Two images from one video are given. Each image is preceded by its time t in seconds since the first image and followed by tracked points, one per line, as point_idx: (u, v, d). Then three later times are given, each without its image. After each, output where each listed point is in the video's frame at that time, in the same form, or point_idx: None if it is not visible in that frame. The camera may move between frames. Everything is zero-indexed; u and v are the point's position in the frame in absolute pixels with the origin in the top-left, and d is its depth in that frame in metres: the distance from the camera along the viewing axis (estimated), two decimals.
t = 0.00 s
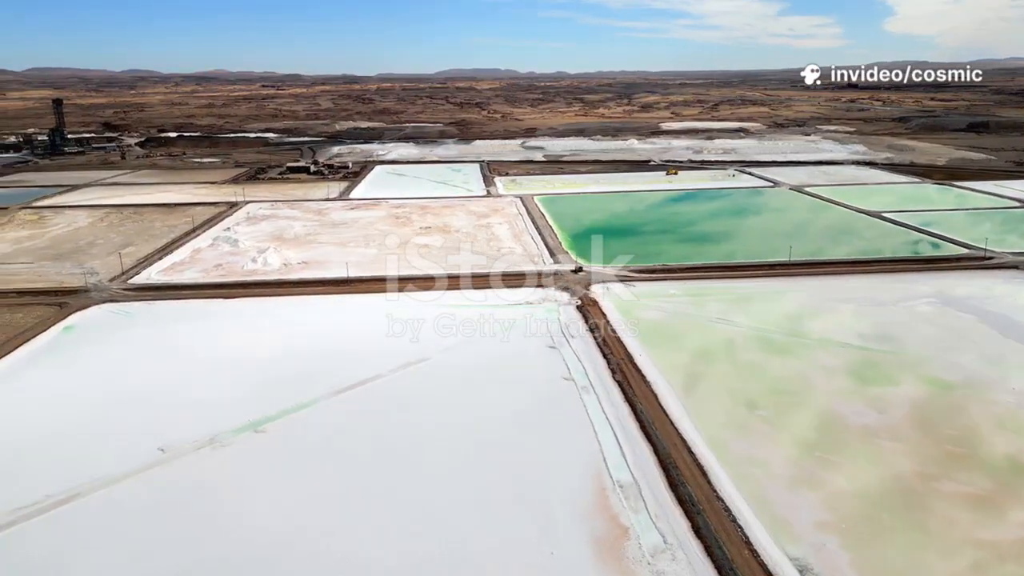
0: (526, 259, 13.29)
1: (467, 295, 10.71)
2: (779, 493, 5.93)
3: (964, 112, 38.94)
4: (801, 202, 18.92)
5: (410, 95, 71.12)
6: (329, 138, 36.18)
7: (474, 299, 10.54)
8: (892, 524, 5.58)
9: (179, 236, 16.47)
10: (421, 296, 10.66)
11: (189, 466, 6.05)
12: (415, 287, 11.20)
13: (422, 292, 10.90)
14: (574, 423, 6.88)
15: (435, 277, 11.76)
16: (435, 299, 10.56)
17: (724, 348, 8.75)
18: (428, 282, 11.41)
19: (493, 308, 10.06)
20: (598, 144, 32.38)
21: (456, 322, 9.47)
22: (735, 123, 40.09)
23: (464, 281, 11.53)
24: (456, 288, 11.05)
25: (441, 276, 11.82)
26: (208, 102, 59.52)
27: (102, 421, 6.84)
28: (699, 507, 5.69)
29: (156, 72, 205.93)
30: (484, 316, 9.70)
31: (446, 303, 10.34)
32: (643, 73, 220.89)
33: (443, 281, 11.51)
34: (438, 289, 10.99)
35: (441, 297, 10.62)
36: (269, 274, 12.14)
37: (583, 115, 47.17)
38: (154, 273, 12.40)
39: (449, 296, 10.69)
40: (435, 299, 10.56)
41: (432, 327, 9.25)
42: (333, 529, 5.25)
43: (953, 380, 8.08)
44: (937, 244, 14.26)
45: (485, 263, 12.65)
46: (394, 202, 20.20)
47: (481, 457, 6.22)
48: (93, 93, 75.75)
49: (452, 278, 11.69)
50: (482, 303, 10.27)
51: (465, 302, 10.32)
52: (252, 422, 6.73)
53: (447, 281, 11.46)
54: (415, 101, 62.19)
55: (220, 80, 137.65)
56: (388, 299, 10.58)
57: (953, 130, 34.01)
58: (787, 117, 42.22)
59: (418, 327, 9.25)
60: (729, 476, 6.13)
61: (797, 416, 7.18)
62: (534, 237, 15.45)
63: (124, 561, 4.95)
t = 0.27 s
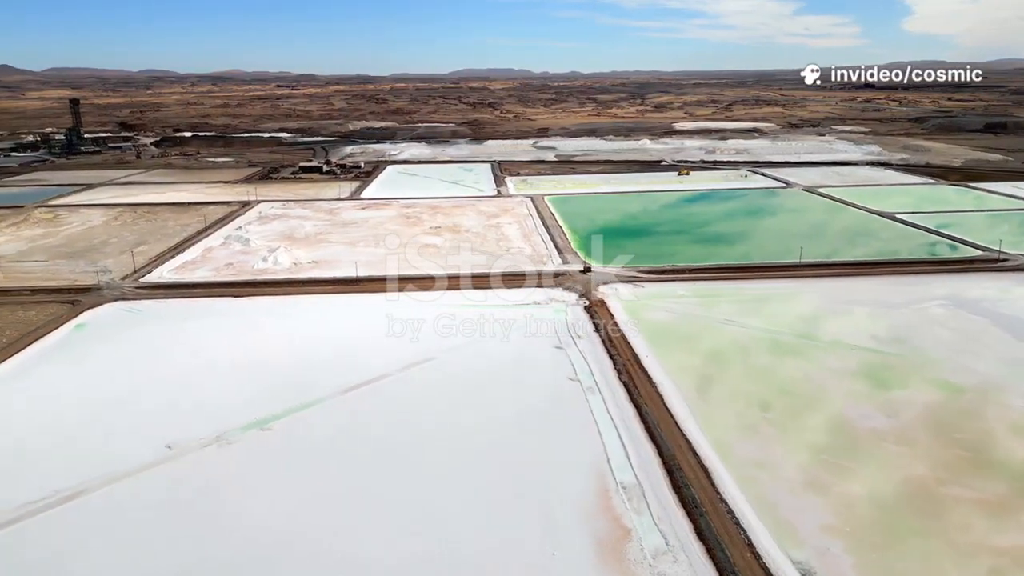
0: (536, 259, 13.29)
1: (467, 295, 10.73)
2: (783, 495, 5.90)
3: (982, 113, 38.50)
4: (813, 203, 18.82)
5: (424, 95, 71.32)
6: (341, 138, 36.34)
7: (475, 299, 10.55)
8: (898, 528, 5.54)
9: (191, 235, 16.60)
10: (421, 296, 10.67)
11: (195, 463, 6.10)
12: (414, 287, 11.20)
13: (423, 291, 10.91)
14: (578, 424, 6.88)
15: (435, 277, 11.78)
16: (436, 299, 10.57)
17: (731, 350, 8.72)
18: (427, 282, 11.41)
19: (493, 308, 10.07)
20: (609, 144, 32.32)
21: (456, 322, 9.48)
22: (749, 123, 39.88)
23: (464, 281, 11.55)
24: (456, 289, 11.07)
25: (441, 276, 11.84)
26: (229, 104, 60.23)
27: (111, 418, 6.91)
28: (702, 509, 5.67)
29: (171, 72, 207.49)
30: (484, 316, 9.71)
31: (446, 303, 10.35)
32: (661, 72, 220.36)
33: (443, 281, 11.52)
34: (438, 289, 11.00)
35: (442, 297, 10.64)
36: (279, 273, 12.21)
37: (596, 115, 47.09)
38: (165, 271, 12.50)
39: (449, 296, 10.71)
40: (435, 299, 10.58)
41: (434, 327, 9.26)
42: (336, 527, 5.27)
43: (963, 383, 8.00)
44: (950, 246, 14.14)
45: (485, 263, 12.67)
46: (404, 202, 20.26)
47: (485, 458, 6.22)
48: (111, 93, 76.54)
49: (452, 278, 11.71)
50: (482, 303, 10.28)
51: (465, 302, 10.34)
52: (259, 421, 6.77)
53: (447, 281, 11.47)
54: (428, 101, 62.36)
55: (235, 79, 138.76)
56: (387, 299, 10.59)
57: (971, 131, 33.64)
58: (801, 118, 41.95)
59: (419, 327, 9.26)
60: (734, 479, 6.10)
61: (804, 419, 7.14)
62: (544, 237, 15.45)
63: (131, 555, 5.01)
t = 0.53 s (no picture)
0: (544, 259, 13.28)
1: (467, 295, 10.73)
2: (787, 497, 5.86)
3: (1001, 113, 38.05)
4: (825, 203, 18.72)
5: (437, 95, 71.44)
6: (354, 138, 36.49)
7: (475, 298, 10.54)
8: (903, 532, 5.48)
9: (204, 234, 16.73)
10: (421, 296, 10.67)
11: (202, 461, 6.15)
12: (415, 286, 11.20)
13: (421, 292, 10.90)
14: (583, 425, 6.86)
15: (436, 276, 11.77)
16: (435, 298, 10.57)
17: (739, 351, 8.68)
18: (427, 282, 11.41)
19: (493, 308, 10.06)
20: (622, 144, 32.24)
21: (456, 322, 9.47)
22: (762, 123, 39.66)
23: (464, 281, 11.55)
24: (456, 288, 11.07)
25: (441, 276, 11.83)
26: (245, 104, 60.67)
27: (120, 415, 6.97)
28: (705, 511, 5.65)
29: (191, 72, 209.41)
30: (484, 317, 9.70)
31: (446, 303, 10.35)
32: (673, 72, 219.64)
33: (443, 281, 11.52)
34: (438, 289, 11.00)
35: (441, 297, 10.63)
36: (290, 272, 12.28)
37: (608, 114, 46.98)
38: (177, 270, 12.60)
39: (449, 296, 10.71)
40: (435, 299, 10.58)
41: (433, 326, 9.26)
42: (338, 526, 5.30)
43: (973, 386, 7.91)
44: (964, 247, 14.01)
45: (485, 263, 12.66)
46: (415, 201, 20.31)
47: (488, 458, 6.23)
48: (130, 94, 77.34)
49: (453, 277, 11.71)
50: (481, 303, 10.27)
51: (465, 302, 10.33)
52: (265, 419, 6.81)
53: (447, 281, 11.47)
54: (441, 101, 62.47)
55: (250, 79, 139.84)
56: (388, 298, 10.60)
57: (988, 131, 33.25)
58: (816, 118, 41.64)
59: (419, 327, 9.26)
60: (738, 481, 6.07)
61: (810, 421, 7.09)
62: (553, 237, 15.44)
63: (136, 551, 5.05)
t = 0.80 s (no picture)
0: (553, 259, 13.29)
1: (466, 295, 10.74)
2: (791, 500, 5.82)
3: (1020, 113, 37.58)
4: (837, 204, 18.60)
5: (459, 96, 71.75)
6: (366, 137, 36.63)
7: (475, 299, 10.56)
8: (907, 537, 5.43)
9: (216, 232, 16.87)
10: (421, 296, 10.68)
11: (208, 457, 6.20)
12: (415, 286, 11.21)
13: (422, 292, 10.91)
14: (587, 425, 6.85)
15: (436, 276, 11.78)
16: (436, 299, 10.58)
17: (746, 352, 8.64)
18: (428, 282, 11.43)
19: (493, 308, 10.06)
20: (634, 144, 32.16)
21: (458, 322, 9.47)
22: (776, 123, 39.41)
23: (464, 281, 11.56)
24: (457, 288, 11.09)
25: (440, 276, 11.85)
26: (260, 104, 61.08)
27: (129, 411, 7.04)
28: (708, 513, 5.63)
29: (206, 72, 211.05)
30: (484, 317, 9.70)
31: (446, 303, 10.36)
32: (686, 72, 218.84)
33: (444, 280, 11.54)
34: (439, 289, 11.01)
35: (442, 297, 10.64)
36: (300, 270, 12.35)
37: (622, 114, 46.88)
38: (188, 268, 12.72)
39: (449, 296, 10.72)
40: (436, 299, 10.58)
41: (434, 326, 9.27)
42: (341, 525, 5.32)
43: (984, 390, 7.81)
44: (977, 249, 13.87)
45: (485, 263, 12.67)
46: (426, 201, 20.36)
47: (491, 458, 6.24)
48: (147, 95, 78.08)
49: (453, 278, 11.72)
50: (481, 303, 10.28)
51: (466, 302, 10.34)
52: (272, 416, 6.86)
53: (448, 281, 11.49)
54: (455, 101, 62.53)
55: (264, 79, 140.77)
56: (388, 298, 10.61)
57: (1007, 132, 32.86)
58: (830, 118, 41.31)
59: (419, 327, 9.27)
60: (742, 484, 6.04)
61: (816, 424, 7.04)
62: (563, 237, 15.44)
63: (140, 547, 5.10)
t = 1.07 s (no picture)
0: (562, 259, 13.29)
1: (467, 295, 10.73)
2: (796, 503, 5.78)
3: None
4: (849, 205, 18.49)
5: (471, 96, 71.78)
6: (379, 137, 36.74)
7: (474, 298, 10.56)
8: (913, 542, 5.38)
9: (227, 231, 16.98)
10: (420, 296, 10.68)
11: (214, 454, 6.25)
12: (415, 287, 11.21)
13: (421, 292, 10.90)
14: (592, 426, 6.84)
15: (435, 277, 11.79)
16: (435, 298, 10.58)
17: (753, 353, 8.59)
18: (427, 282, 11.43)
19: (492, 308, 10.06)
20: (646, 144, 32.05)
21: (455, 322, 9.47)
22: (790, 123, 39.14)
23: (464, 281, 11.56)
24: (456, 288, 11.10)
25: (441, 275, 11.85)
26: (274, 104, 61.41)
27: (137, 408, 7.10)
28: (710, 514, 5.60)
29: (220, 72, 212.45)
30: (484, 317, 9.70)
31: (446, 303, 10.36)
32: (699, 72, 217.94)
33: (443, 281, 11.55)
34: (438, 289, 11.01)
35: (441, 297, 10.64)
36: (309, 269, 12.41)
37: (634, 114, 46.72)
38: (199, 267, 12.82)
39: (449, 296, 10.72)
40: (435, 299, 10.59)
41: (432, 327, 9.26)
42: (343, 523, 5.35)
43: (994, 394, 7.72)
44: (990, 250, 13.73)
45: (487, 263, 12.66)
46: (437, 201, 20.38)
47: (495, 458, 6.24)
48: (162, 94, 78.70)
49: (452, 278, 11.73)
50: (481, 303, 10.27)
51: (465, 302, 10.34)
52: (278, 414, 6.89)
53: (447, 281, 11.49)
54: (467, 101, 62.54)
55: (278, 79, 141.48)
56: (386, 298, 10.62)
57: None
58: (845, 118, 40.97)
59: (418, 327, 9.26)
60: (746, 486, 6.00)
61: (823, 427, 6.99)
62: (572, 237, 15.43)
63: (144, 543, 5.14)
